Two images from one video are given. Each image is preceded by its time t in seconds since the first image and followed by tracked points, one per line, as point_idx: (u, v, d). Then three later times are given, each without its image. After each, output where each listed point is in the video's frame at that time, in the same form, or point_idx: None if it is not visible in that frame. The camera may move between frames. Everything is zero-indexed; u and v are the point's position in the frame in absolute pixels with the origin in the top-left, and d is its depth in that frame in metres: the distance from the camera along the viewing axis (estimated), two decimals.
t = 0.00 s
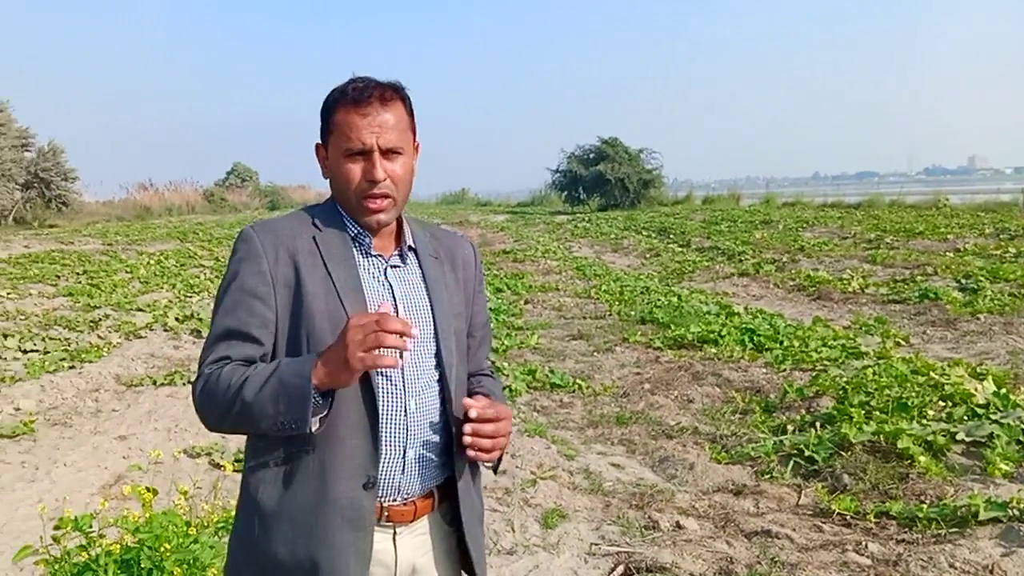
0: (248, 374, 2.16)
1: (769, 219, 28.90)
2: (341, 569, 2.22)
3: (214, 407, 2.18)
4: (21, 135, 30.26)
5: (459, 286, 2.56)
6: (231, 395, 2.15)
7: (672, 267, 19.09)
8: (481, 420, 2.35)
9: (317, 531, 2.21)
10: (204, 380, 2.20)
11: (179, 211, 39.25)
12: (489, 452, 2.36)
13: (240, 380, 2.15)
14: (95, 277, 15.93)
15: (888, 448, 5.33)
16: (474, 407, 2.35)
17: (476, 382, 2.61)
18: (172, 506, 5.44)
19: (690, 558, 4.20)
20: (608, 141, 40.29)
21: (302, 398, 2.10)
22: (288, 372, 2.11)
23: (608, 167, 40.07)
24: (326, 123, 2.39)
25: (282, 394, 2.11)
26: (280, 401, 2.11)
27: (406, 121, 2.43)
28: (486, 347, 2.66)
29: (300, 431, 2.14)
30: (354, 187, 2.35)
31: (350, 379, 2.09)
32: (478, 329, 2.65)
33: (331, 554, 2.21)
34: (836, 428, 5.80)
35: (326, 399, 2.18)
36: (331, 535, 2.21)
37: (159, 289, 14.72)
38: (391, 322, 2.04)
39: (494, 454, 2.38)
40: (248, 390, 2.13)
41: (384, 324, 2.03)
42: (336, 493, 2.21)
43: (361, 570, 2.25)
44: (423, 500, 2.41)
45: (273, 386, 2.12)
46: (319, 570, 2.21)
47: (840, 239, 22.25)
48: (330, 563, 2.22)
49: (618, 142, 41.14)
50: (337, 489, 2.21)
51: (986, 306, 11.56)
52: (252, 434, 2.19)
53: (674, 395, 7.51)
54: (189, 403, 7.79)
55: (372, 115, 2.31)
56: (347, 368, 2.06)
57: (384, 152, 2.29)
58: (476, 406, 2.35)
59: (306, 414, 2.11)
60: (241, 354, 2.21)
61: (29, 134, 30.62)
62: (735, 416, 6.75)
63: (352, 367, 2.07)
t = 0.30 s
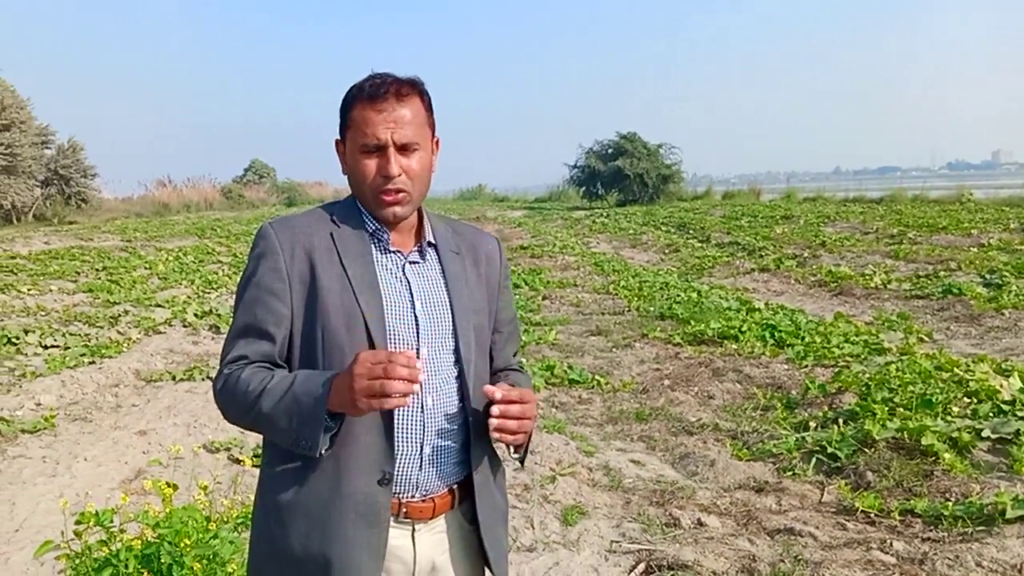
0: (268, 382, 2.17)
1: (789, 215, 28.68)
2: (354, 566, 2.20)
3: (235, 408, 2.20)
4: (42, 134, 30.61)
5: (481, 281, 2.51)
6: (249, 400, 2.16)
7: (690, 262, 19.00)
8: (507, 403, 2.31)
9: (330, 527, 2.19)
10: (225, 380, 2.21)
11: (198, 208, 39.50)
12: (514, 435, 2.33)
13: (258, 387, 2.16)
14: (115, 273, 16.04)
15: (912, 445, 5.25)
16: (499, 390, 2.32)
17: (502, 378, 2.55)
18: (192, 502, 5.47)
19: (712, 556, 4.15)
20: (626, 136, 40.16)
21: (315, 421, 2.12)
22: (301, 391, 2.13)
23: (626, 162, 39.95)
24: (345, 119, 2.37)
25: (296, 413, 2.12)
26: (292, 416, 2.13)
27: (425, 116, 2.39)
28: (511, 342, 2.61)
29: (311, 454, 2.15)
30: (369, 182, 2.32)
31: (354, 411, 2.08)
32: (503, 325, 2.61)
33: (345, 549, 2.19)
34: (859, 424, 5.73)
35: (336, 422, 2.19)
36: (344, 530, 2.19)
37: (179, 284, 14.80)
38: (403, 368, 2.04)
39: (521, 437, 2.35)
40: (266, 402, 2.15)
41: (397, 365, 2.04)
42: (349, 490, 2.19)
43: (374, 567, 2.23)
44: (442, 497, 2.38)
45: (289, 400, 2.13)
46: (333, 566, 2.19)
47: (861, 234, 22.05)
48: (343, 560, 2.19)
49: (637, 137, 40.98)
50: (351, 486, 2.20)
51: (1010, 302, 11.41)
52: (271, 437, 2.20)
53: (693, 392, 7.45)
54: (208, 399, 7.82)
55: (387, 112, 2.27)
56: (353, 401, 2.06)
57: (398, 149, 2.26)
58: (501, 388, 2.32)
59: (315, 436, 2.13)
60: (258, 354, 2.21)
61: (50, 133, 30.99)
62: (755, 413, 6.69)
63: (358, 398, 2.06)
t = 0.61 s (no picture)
0: (298, 394, 2.17)
1: (803, 211, 28.54)
2: (367, 568, 2.18)
3: (254, 413, 2.19)
4: (56, 135, 30.81)
5: (502, 281, 2.47)
6: (268, 406, 2.16)
7: (703, 259, 18.93)
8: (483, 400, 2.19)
9: (343, 529, 2.18)
10: (244, 384, 2.20)
11: (211, 207, 39.63)
12: (493, 431, 2.21)
13: (278, 394, 2.16)
14: (128, 273, 16.12)
15: (931, 444, 5.19)
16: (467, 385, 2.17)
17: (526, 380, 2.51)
18: (207, 502, 5.47)
19: (731, 556, 4.12)
20: (638, 133, 40.08)
21: (351, 445, 2.14)
22: (336, 414, 2.14)
23: (638, 159, 39.87)
24: (362, 114, 2.36)
25: (330, 435, 2.14)
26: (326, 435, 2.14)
27: (440, 114, 2.35)
28: (536, 342, 2.56)
29: (347, 476, 2.16)
30: (377, 178, 2.30)
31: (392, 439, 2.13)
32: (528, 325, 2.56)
33: (356, 551, 2.17)
34: (877, 422, 5.68)
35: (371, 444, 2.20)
36: (356, 532, 2.17)
37: (192, 284, 14.85)
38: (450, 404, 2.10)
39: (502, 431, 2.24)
40: (298, 419, 2.15)
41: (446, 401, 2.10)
42: (363, 492, 2.18)
43: (388, 570, 2.21)
44: (459, 502, 2.35)
45: (323, 418, 2.14)
46: (346, 568, 2.18)
47: (875, 230, 21.92)
48: (357, 561, 2.18)
49: (649, 134, 40.89)
50: (365, 488, 2.18)
51: None
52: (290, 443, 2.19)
53: (709, 390, 7.41)
54: (222, 398, 7.83)
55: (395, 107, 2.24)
56: (397, 433, 2.10)
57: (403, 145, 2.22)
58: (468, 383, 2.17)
59: (352, 461, 2.14)
60: (274, 358, 2.19)
61: (65, 133, 31.20)
62: (772, 411, 6.64)
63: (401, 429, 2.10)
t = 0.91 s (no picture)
0: (291, 375, 2.15)
1: (808, 207, 28.48)
2: (374, 570, 2.17)
3: (260, 402, 2.19)
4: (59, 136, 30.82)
5: (520, 278, 2.43)
6: (272, 396, 2.15)
7: (710, 257, 18.88)
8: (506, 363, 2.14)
9: (349, 529, 2.17)
10: (251, 375, 2.21)
11: (215, 208, 39.63)
12: (526, 394, 2.18)
13: (281, 380, 2.15)
14: (133, 275, 16.13)
15: (942, 441, 5.17)
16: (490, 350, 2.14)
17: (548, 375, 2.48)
18: (215, 506, 5.47)
19: (742, 556, 4.10)
20: (642, 130, 40.02)
21: (331, 411, 2.10)
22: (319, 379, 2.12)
23: (642, 156, 39.80)
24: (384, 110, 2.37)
25: (314, 403, 2.11)
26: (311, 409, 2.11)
27: (459, 116, 2.32)
28: (561, 339, 2.53)
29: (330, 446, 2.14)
30: (388, 173, 2.28)
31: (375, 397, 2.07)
32: (551, 322, 2.53)
33: (363, 553, 2.16)
34: (887, 420, 5.65)
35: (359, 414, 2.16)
36: (363, 533, 2.16)
37: (197, 286, 14.87)
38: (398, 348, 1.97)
39: (537, 392, 2.19)
40: (286, 396, 2.14)
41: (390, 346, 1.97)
42: (370, 491, 2.17)
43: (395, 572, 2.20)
44: (473, 506, 2.34)
45: (309, 393, 2.12)
46: (352, 569, 2.17)
47: (881, 226, 21.85)
48: (364, 563, 2.16)
49: (653, 131, 40.83)
50: (373, 486, 2.17)
51: None
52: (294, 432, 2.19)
53: (717, 388, 7.38)
54: (228, 401, 7.83)
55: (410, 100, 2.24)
56: (361, 374, 2.04)
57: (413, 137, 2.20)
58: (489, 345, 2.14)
59: (333, 428, 2.11)
60: (283, 351, 2.20)
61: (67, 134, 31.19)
62: (780, 409, 6.62)
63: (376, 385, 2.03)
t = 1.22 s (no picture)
0: (304, 374, 2.15)
1: (813, 209, 28.46)
2: None
3: (274, 409, 2.18)
4: (64, 145, 30.92)
5: (530, 280, 2.46)
6: (287, 398, 2.15)
7: (715, 260, 18.86)
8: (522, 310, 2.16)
9: (364, 536, 2.17)
10: (265, 382, 2.19)
11: (220, 215, 39.72)
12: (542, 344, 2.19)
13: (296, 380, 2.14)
14: (139, 283, 16.18)
15: (951, 443, 5.16)
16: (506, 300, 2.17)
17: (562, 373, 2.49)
18: (224, 514, 5.48)
19: (751, 560, 4.09)
20: (647, 134, 40.03)
21: (352, 399, 2.09)
22: (335, 373, 2.11)
23: (647, 160, 39.81)
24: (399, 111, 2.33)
25: (334, 395, 2.09)
26: (327, 401, 2.10)
27: (480, 119, 2.32)
28: (575, 339, 2.53)
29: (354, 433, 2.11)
30: (413, 178, 2.27)
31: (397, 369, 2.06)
32: (562, 323, 2.55)
33: (378, 560, 2.16)
34: (896, 422, 5.64)
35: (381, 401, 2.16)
36: (377, 540, 2.16)
37: (203, 293, 14.91)
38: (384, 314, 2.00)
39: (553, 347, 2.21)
40: (302, 397, 2.13)
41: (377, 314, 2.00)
42: (384, 498, 2.17)
43: None
44: (485, 511, 2.35)
45: (324, 388, 2.11)
46: None
47: (887, 228, 21.80)
48: (378, 570, 2.17)
49: (657, 135, 40.84)
50: (387, 494, 2.17)
51: None
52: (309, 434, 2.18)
53: (724, 391, 7.38)
54: (235, 408, 7.85)
55: (440, 106, 2.21)
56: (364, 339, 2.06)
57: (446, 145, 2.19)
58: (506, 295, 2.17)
59: (357, 414, 2.09)
60: (297, 356, 2.20)
61: (72, 143, 31.30)
62: (789, 412, 6.61)
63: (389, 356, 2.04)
